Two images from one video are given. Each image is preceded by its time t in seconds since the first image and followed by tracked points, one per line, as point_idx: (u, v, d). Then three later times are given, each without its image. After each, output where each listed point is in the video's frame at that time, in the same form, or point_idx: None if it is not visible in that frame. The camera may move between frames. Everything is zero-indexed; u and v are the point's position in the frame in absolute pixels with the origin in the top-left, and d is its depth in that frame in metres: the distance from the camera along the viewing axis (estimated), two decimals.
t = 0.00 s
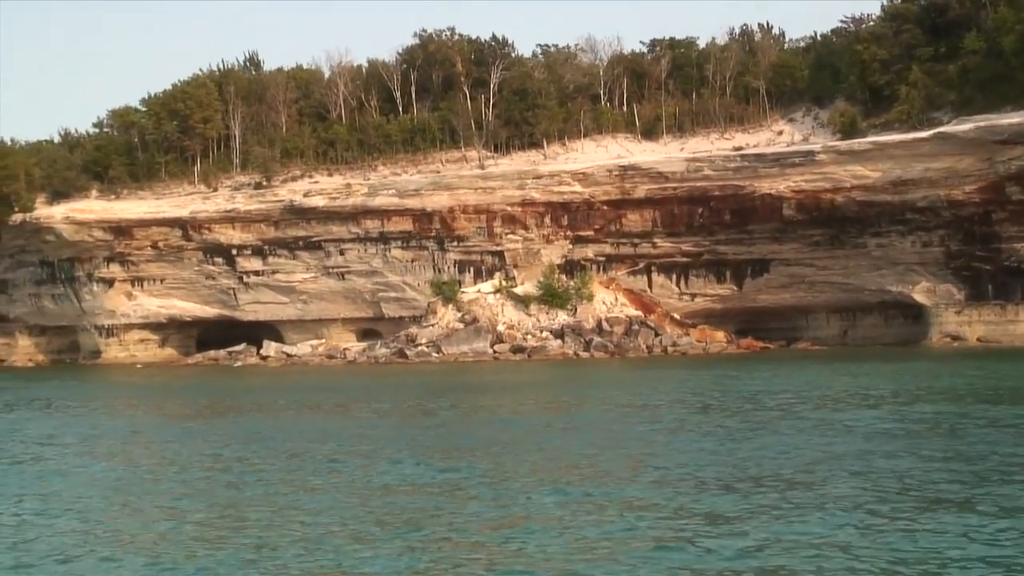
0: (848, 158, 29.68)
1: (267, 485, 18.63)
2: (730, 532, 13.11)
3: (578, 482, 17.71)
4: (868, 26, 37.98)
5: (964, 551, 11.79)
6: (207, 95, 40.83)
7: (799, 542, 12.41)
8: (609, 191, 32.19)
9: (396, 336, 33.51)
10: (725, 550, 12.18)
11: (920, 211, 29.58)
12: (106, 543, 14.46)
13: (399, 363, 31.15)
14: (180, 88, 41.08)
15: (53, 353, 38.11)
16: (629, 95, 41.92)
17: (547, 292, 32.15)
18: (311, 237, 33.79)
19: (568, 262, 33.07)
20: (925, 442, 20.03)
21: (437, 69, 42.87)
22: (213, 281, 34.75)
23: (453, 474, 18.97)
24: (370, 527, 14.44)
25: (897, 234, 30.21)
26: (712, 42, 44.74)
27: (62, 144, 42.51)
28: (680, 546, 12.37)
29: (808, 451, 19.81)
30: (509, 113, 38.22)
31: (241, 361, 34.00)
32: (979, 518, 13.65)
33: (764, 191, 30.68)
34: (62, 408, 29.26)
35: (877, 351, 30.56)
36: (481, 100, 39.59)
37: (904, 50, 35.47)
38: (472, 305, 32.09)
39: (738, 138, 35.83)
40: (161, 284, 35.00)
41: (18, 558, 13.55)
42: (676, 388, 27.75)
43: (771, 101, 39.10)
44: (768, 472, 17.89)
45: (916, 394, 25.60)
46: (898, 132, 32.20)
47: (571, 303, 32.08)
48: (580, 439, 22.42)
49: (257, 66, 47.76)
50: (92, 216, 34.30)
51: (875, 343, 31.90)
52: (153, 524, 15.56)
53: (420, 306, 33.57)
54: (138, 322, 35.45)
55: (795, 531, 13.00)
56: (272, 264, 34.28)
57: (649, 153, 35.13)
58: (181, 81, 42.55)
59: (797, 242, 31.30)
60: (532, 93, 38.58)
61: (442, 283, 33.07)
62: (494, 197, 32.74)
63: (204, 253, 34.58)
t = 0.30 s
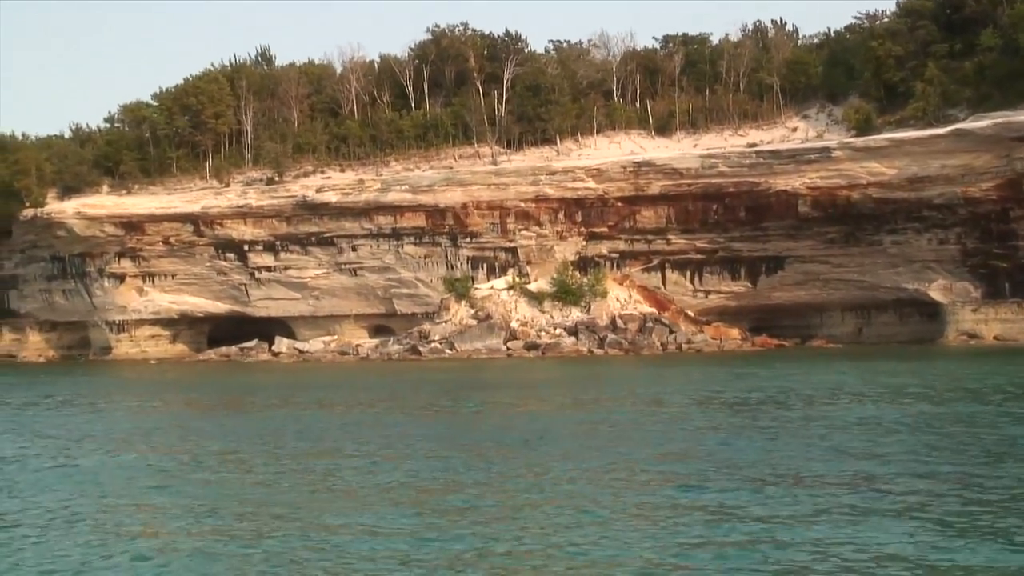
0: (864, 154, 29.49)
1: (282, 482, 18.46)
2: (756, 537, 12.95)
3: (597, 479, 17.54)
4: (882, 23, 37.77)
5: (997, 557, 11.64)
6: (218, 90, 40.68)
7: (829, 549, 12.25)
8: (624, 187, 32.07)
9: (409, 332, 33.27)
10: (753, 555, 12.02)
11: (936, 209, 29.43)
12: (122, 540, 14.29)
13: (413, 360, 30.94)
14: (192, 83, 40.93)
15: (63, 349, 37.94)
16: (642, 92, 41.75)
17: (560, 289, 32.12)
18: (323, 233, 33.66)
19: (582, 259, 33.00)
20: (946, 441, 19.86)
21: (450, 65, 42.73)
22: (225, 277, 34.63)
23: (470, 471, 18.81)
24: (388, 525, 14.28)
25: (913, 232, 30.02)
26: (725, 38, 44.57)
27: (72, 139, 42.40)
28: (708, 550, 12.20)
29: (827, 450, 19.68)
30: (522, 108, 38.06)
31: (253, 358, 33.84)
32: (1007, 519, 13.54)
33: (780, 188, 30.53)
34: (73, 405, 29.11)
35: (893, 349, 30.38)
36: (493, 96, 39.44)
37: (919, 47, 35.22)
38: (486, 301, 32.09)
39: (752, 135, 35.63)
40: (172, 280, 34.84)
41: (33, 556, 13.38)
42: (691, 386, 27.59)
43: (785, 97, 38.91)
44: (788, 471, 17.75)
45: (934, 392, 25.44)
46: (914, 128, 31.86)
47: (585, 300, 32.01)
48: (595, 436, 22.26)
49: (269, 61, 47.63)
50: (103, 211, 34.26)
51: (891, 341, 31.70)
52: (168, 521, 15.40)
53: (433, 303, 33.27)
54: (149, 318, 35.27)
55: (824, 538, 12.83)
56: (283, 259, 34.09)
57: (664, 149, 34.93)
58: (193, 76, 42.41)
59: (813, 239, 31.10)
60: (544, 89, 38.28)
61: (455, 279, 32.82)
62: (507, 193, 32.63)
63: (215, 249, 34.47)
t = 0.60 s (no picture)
0: (881, 160, 29.34)
1: (295, 489, 18.31)
2: (782, 549, 12.78)
3: (616, 487, 17.34)
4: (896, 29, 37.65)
5: None
6: (230, 96, 40.55)
7: (858, 560, 12.08)
8: (638, 194, 31.87)
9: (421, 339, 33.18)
10: (780, 567, 11.85)
11: (952, 214, 29.22)
12: (137, 548, 14.15)
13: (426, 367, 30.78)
14: (203, 89, 40.79)
15: (73, 356, 37.69)
16: (654, 98, 41.60)
17: (574, 295, 31.87)
18: (335, 240, 33.53)
19: (595, 265, 32.86)
20: (968, 448, 19.64)
21: (462, 71, 42.60)
22: (236, 284, 34.47)
23: (487, 479, 18.64)
24: (406, 534, 14.12)
25: (929, 238, 29.84)
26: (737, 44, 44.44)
27: (83, 145, 42.26)
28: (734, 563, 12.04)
29: (848, 457, 19.49)
30: (534, 114, 37.92)
31: (265, 365, 33.66)
32: None
33: (795, 194, 30.31)
34: (84, 412, 28.97)
35: (908, 356, 30.20)
36: (505, 101, 39.32)
37: (933, 53, 35.09)
38: (499, 307, 31.82)
39: (765, 141, 35.43)
40: (183, 286, 34.71)
41: (49, 565, 13.24)
42: (705, 393, 27.41)
43: (799, 103, 38.69)
44: (810, 479, 17.57)
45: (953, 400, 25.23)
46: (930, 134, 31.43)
47: (599, 306, 31.73)
48: (612, 443, 22.05)
49: (281, 68, 47.50)
50: (114, 217, 34.20)
51: (905, 348, 31.51)
52: (184, 529, 15.25)
53: (446, 309, 33.11)
54: (160, 324, 35.02)
55: (853, 550, 12.66)
56: (295, 266, 34.01)
57: (678, 155, 34.77)
58: (204, 82, 42.27)
59: (827, 245, 30.96)
60: (556, 94, 38.55)
61: (468, 286, 32.94)
62: (520, 200, 32.47)
63: (227, 256, 34.36)
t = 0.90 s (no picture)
0: (894, 163, 29.20)
1: (309, 494, 18.13)
2: (807, 558, 12.61)
3: (634, 492, 17.19)
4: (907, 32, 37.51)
5: None
6: (238, 100, 40.46)
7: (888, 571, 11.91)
8: (649, 198, 31.80)
9: (432, 344, 32.91)
10: None
11: (966, 218, 29.00)
12: (153, 556, 13.98)
13: (437, 372, 30.65)
14: (211, 94, 40.66)
15: (81, 362, 37.50)
16: (664, 102, 41.45)
17: (585, 299, 31.80)
18: (345, 244, 33.43)
19: (607, 269, 32.69)
20: (988, 452, 19.47)
21: (472, 75, 42.46)
22: (245, 289, 34.26)
23: (502, 483, 18.49)
24: (426, 543, 13.95)
25: (943, 241, 29.58)
26: (747, 48, 44.29)
27: (91, 150, 42.14)
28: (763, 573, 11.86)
29: (868, 461, 19.32)
30: (544, 118, 37.77)
31: (275, 370, 33.50)
32: None
33: (807, 197, 30.18)
34: (93, 418, 28.81)
35: (922, 360, 29.99)
36: (515, 105, 39.23)
37: (945, 56, 34.97)
38: (510, 313, 31.66)
39: (776, 144, 35.27)
40: (192, 291, 34.53)
41: None
42: (718, 397, 27.26)
43: (809, 106, 38.50)
44: (830, 483, 17.42)
45: (969, 403, 25.07)
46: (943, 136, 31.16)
47: (610, 311, 31.64)
48: (627, 447, 21.90)
49: (289, 72, 47.38)
50: (123, 223, 34.16)
51: (919, 352, 31.24)
52: (199, 536, 15.08)
53: (456, 314, 32.90)
54: (169, 330, 34.90)
55: (880, 559, 12.49)
56: (305, 271, 33.80)
57: (690, 159, 34.61)
58: (212, 87, 42.17)
59: (840, 249, 30.70)
60: (567, 98, 38.53)
61: (478, 291, 32.64)
62: (530, 204, 32.41)
63: (236, 261, 34.16)
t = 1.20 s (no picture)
0: (905, 163, 29.06)
1: (320, 498, 17.96)
2: (830, 562, 12.42)
3: (650, 494, 17.05)
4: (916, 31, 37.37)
5: None
6: (245, 103, 40.35)
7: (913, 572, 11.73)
8: (658, 200, 31.65)
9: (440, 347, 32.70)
10: None
11: (978, 217, 28.85)
12: (166, 560, 13.80)
13: (446, 375, 30.50)
14: (217, 96, 40.54)
15: (88, 366, 37.29)
16: (671, 102, 41.34)
17: (595, 302, 31.65)
18: (352, 247, 33.24)
19: (616, 271, 32.52)
20: (1005, 453, 19.27)
21: (479, 76, 42.35)
22: (252, 292, 34.17)
23: (517, 486, 18.36)
24: (442, 548, 13.76)
25: (954, 241, 29.41)
26: (754, 48, 44.18)
27: (96, 154, 42.04)
28: None
29: (886, 462, 19.16)
30: (551, 120, 37.69)
31: (283, 374, 33.35)
32: None
33: (817, 198, 30.01)
34: (100, 422, 28.63)
35: (934, 361, 29.81)
36: (522, 106, 39.13)
37: (954, 55, 34.83)
38: (519, 314, 31.53)
39: (785, 144, 35.13)
40: (199, 295, 34.39)
41: None
42: (729, 399, 27.10)
43: (818, 106, 38.35)
44: (848, 484, 17.27)
45: (983, 403, 24.90)
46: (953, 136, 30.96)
47: (619, 313, 31.53)
48: (640, 450, 21.74)
49: (296, 74, 47.28)
50: (129, 226, 33.88)
51: (930, 353, 31.01)
52: (210, 539, 14.90)
53: (464, 316, 32.77)
54: (176, 334, 34.79)
55: (904, 561, 12.30)
56: (312, 274, 33.68)
57: (698, 160, 34.44)
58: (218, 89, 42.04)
59: (851, 249, 30.52)
60: (574, 99, 38.43)
61: (487, 293, 32.48)
62: (538, 206, 32.22)
63: (244, 264, 34.03)
